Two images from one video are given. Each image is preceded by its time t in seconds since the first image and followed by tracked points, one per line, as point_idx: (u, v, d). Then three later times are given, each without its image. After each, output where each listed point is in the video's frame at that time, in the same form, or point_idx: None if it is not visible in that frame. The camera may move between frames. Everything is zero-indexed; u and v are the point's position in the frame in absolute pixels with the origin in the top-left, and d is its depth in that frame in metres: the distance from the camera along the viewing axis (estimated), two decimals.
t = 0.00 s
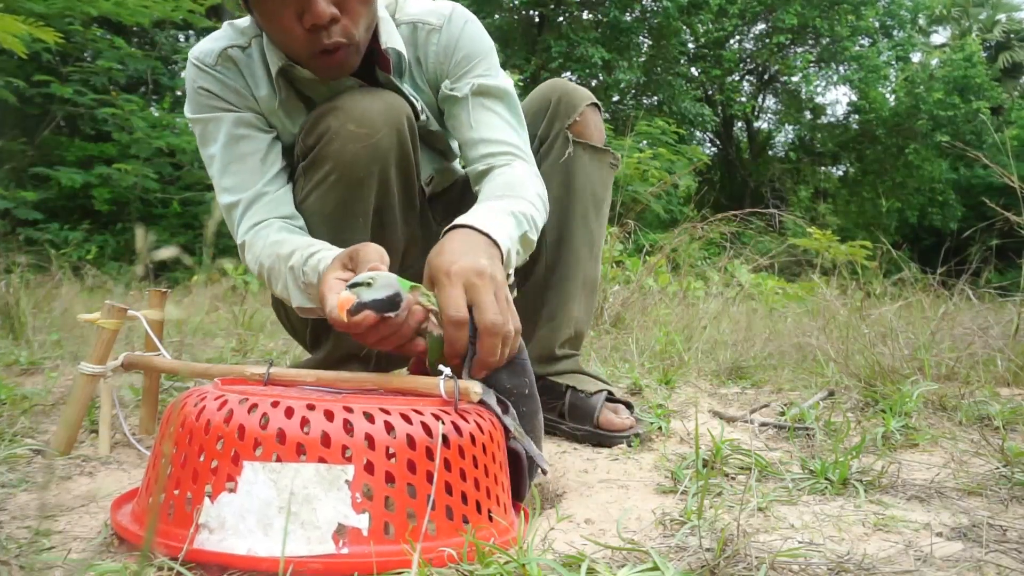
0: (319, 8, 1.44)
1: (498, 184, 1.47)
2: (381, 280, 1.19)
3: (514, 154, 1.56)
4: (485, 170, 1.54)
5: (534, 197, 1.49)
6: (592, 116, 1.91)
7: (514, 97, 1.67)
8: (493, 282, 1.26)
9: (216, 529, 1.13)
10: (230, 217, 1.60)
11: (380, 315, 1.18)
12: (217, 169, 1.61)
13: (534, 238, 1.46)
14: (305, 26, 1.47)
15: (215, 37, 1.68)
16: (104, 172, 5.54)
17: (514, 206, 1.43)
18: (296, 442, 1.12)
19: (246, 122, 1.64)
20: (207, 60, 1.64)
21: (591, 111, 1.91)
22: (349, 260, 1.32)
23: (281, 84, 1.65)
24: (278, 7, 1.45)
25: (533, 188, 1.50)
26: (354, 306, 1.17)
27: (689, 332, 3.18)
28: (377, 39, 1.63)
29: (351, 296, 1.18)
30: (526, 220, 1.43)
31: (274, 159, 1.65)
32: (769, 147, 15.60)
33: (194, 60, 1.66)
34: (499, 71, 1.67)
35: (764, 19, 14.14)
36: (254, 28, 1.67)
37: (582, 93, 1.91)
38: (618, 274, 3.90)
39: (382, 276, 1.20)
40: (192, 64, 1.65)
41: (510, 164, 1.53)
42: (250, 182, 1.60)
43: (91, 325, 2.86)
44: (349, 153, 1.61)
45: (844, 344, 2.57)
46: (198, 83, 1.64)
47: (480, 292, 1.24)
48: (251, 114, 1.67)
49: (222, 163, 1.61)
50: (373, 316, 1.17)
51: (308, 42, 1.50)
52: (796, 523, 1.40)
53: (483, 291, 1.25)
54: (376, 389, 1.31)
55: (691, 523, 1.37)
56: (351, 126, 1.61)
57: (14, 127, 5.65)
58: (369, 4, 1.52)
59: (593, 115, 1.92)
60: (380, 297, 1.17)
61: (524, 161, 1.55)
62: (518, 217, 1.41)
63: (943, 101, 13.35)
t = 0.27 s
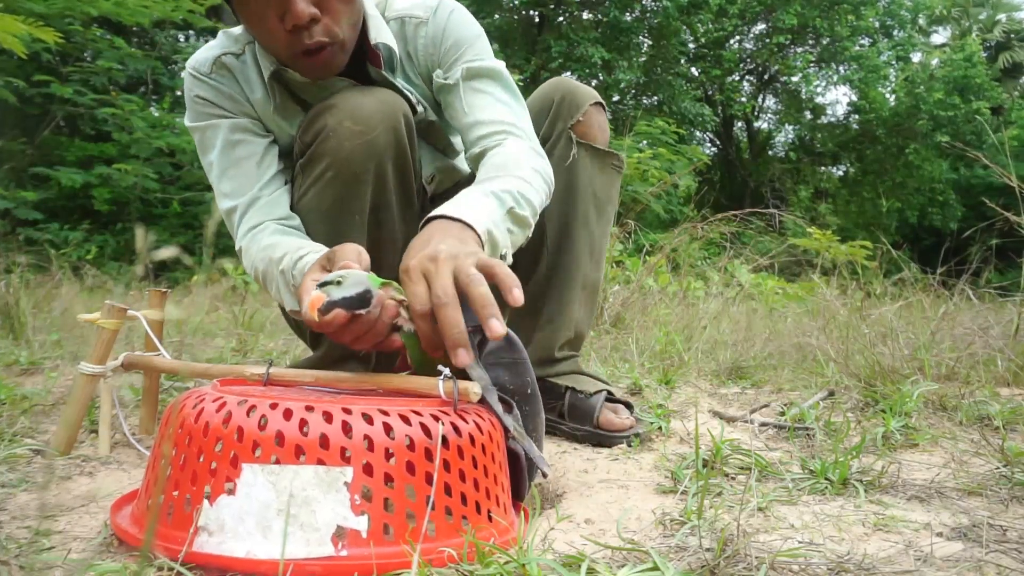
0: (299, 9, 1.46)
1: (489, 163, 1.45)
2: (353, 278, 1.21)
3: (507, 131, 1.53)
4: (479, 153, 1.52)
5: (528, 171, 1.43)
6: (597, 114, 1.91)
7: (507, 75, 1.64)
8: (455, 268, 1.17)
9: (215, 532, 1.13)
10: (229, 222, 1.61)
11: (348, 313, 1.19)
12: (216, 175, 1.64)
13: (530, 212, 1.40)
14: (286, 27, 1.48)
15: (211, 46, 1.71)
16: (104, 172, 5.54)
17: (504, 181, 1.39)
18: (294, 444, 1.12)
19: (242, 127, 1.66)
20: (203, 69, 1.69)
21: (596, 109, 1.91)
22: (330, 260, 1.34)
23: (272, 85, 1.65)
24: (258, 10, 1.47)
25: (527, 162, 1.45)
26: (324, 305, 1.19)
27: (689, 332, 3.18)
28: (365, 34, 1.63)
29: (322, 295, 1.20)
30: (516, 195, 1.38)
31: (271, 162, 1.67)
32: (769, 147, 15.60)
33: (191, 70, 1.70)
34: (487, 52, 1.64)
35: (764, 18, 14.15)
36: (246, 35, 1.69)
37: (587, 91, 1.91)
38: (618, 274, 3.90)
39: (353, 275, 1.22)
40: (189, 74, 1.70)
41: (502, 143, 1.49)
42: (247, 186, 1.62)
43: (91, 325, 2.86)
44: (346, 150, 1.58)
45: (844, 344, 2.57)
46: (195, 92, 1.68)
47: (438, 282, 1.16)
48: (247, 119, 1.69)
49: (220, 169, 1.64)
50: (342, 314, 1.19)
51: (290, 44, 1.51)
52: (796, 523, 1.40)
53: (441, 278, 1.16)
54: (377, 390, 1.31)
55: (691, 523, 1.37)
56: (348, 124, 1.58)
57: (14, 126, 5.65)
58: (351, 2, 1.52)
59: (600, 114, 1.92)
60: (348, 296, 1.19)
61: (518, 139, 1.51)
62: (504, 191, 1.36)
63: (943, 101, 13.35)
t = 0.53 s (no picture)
0: (285, 9, 1.45)
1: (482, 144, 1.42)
2: (319, 267, 1.20)
3: (502, 112, 1.49)
4: (473, 136, 1.50)
5: (524, 150, 1.40)
6: (596, 114, 1.91)
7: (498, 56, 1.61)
8: (438, 281, 1.16)
9: (201, 535, 1.13)
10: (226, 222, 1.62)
11: (319, 302, 1.18)
12: (215, 177, 1.65)
13: (525, 192, 1.37)
14: (274, 25, 1.48)
15: (211, 50, 1.73)
16: (104, 172, 5.54)
17: (496, 160, 1.36)
18: (280, 446, 1.12)
19: (239, 129, 1.67)
20: (201, 73, 1.71)
21: (596, 109, 1.91)
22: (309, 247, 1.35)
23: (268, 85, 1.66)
24: (246, 11, 1.47)
25: (522, 142, 1.41)
26: (291, 291, 1.18)
27: (689, 332, 3.18)
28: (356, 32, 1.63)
29: (291, 280, 1.20)
30: (509, 175, 1.34)
31: (268, 162, 1.67)
32: (769, 147, 15.61)
33: (191, 74, 1.72)
34: (478, 39, 1.61)
35: (763, 19, 14.16)
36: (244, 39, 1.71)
37: (588, 90, 1.91)
38: (618, 274, 3.90)
39: (323, 262, 1.21)
40: (189, 78, 1.72)
41: (495, 124, 1.46)
42: (242, 185, 1.62)
43: (91, 325, 2.86)
44: (340, 147, 1.57)
45: (844, 343, 2.57)
46: (194, 95, 1.70)
47: (420, 293, 1.16)
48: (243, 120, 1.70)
49: (219, 170, 1.65)
50: (312, 302, 1.17)
51: (279, 41, 1.51)
52: (796, 523, 1.40)
53: (423, 287, 1.16)
54: (372, 390, 1.31)
55: (691, 523, 1.37)
56: (343, 121, 1.57)
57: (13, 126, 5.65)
58: None
59: (601, 113, 1.92)
60: (317, 285, 1.18)
61: (510, 118, 1.47)
62: (496, 171, 1.33)
63: (943, 101, 13.35)
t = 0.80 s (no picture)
0: (275, 6, 1.46)
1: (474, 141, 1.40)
2: (291, 238, 1.22)
3: (496, 109, 1.47)
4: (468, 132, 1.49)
5: (516, 148, 1.38)
6: (594, 114, 1.87)
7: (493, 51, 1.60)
8: (407, 256, 1.14)
9: (202, 528, 1.12)
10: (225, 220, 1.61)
11: (283, 271, 1.18)
12: (214, 176, 1.64)
13: (517, 188, 1.34)
14: (265, 22, 1.49)
15: (211, 52, 1.74)
16: (104, 172, 5.54)
17: (486, 156, 1.34)
18: (283, 441, 1.11)
19: (238, 128, 1.68)
20: (201, 74, 1.72)
21: (594, 109, 1.86)
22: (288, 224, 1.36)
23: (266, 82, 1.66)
24: (238, 7, 1.48)
25: (514, 138, 1.39)
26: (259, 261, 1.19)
27: (689, 332, 3.18)
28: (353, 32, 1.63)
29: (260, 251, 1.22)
30: (499, 171, 1.32)
31: (266, 160, 1.66)
32: (769, 147, 15.61)
33: (191, 75, 1.73)
34: (476, 36, 1.60)
35: (763, 19, 14.15)
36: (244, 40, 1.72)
37: (587, 90, 1.87)
38: (618, 275, 3.90)
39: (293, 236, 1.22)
40: (190, 79, 1.73)
41: (489, 121, 1.44)
42: (241, 183, 1.61)
43: (91, 325, 2.86)
44: (336, 144, 1.57)
45: (844, 343, 2.57)
46: (194, 96, 1.71)
47: (384, 264, 1.13)
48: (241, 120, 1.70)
49: (218, 169, 1.64)
50: (275, 271, 1.17)
51: (271, 39, 1.52)
52: (796, 523, 1.40)
53: (391, 261, 1.14)
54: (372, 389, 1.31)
55: (691, 523, 1.37)
56: (339, 118, 1.57)
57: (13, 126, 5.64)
58: None
59: (599, 113, 1.88)
60: (284, 253, 1.18)
61: (505, 115, 1.46)
62: (487, 167, 1.32)
63: (943, 101, 13.35)
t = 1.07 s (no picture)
0: None
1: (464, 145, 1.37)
2: (244, 216, 1.13)
3: (489, 112, 1.45)
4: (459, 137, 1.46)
5: (506, 152, 1.35)
6: (595, 114, 1.75)
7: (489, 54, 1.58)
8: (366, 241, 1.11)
9: (211, 532, 1.12)
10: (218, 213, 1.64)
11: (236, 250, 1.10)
12: (209, 170, 1.67)
13: (504, 196, 1.32)
14: (256, 16, 1.48)
15: (214, 50, 1.76)
16: (103, 172, 5.54)
17: (474, 161, 1.32)
18: (291, 444, 1.11)
19: (235, 125, 1.70)
20: (201, 74, 1.73)
21: (594, 109, 1.75)
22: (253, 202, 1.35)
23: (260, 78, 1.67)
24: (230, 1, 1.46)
25: (503, 142, 1.37)
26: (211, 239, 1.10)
27: (689, 332, 3.18)
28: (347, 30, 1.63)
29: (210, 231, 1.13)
30: (487, 177, 1.30)
31: (261, 155, 1.68)
32: (769, 147, 15.62)
33: (193, 73, 1.75)
34: (473, 39, 1.59)
35: (763, 19, 14.15)
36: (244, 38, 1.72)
37: (587, 90, 1.75)
38: (618, 275, 3.90)
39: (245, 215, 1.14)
40: (192, 77, 1.75)
41: (480, 126, 1.41)
42: (234, 176, 1.64)
43: (91, 325, 2.85)
44: (329, 142, 1.57)
45: (844, 344, 2.57)
46: (195, 93, 1.73)
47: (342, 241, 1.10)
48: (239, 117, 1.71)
49: (213, 163, 1.67)
50: (227, 251, 1.08)
51: (262, 32, 1.50)
52: (796, 523, 1.40)
53: (348, 242, 1.11)
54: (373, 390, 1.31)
55: (691, 523, 1.37)
56: (331, 116, 1.57)
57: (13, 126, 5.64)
58: None
59: (600, 113, 1.76)
60: (238, 231, 1.10)
61: (497, 120, 1.42)
62: (474, 174, 1.29)
63: (943, 101, 13.34)
